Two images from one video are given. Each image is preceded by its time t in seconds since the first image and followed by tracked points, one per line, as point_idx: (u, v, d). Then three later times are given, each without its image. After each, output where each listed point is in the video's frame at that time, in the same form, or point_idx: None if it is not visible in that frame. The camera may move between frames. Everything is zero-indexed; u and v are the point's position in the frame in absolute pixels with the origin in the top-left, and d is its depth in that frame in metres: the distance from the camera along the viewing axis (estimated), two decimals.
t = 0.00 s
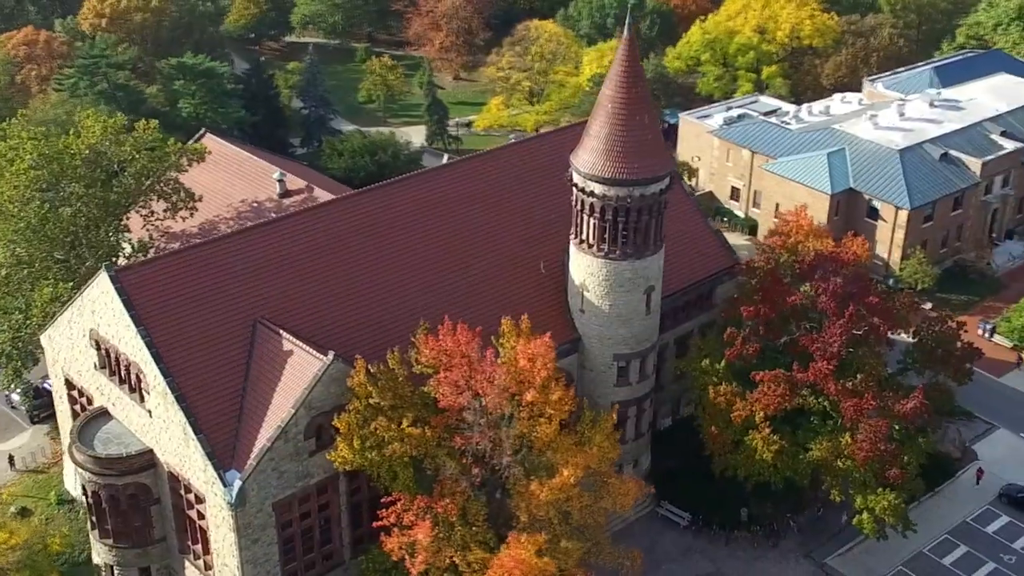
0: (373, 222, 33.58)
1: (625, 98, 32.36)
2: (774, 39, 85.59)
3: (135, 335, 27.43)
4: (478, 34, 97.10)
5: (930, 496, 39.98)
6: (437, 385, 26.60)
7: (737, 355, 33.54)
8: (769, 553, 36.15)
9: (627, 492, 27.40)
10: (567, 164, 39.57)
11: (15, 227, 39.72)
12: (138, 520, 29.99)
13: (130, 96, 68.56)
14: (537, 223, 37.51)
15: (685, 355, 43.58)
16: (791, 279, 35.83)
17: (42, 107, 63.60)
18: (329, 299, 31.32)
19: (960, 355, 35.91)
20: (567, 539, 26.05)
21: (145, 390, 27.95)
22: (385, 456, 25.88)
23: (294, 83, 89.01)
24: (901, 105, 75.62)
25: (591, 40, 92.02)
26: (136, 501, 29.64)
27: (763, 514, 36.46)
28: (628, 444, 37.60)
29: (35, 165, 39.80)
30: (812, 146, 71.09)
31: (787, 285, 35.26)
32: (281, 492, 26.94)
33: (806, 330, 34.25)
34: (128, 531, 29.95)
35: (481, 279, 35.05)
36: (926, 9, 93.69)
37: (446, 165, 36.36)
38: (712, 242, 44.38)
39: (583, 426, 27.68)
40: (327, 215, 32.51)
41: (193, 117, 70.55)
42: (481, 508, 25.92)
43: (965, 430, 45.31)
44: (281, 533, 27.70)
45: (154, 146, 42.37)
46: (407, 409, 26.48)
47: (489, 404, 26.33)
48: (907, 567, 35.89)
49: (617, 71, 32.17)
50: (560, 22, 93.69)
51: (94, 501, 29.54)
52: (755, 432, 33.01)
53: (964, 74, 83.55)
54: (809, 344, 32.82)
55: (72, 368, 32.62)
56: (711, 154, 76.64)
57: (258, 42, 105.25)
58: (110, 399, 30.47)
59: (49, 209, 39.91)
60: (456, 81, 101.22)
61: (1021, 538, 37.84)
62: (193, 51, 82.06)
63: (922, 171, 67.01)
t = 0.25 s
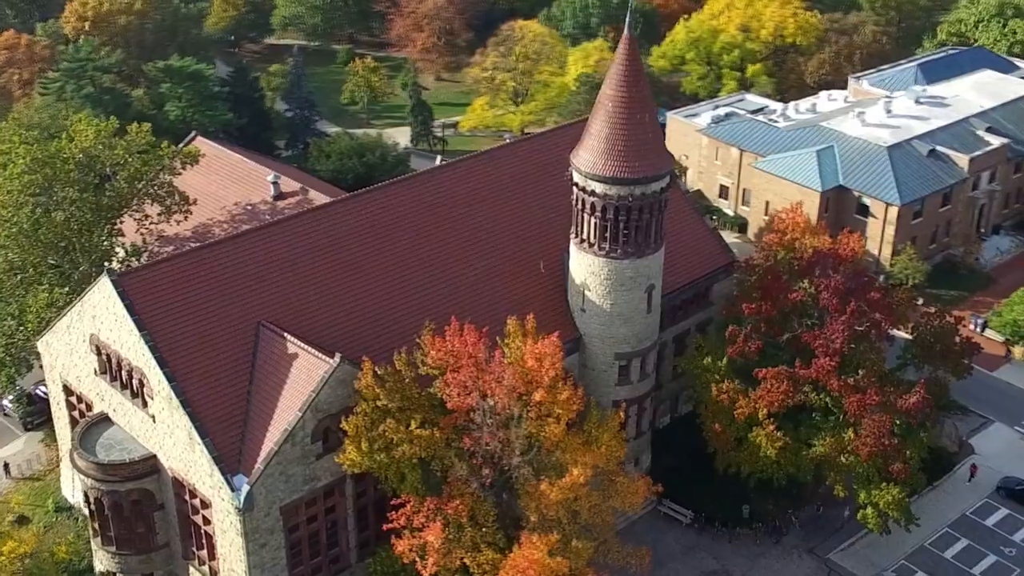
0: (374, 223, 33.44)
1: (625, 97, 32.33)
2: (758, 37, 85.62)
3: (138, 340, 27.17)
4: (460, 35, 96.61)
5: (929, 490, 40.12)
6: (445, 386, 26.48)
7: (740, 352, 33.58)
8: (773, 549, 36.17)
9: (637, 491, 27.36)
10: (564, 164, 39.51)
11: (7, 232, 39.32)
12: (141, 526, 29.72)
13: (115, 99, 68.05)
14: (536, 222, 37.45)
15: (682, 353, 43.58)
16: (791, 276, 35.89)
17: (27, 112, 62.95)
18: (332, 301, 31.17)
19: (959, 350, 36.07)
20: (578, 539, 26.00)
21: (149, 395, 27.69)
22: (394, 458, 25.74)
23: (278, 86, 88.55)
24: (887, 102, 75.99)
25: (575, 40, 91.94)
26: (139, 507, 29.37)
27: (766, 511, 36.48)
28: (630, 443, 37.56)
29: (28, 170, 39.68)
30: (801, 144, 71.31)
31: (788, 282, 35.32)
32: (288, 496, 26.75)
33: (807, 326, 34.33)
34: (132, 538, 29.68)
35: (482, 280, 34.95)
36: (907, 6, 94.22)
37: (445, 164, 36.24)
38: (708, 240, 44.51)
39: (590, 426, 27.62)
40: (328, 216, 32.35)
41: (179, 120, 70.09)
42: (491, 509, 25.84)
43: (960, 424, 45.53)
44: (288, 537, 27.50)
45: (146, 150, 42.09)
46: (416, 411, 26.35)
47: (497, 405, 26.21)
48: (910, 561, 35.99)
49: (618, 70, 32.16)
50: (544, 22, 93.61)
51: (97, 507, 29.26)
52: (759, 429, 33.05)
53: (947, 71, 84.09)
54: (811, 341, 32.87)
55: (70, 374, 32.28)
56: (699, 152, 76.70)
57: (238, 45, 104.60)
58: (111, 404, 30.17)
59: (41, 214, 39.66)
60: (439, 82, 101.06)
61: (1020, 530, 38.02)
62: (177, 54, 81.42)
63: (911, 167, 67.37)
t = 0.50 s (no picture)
0: (373, 223, 33.21)
1: (624, 93, 32.33)
2: (742, 35, 85.87)
3: (139, 343, 26.85)
4: (441, 35, 96.12)
5: (926, 483, 40.30)
6: (451, 386, 26.36)
7: (741, 348, 33.64)
8: (775, 545, 36.23)
9: (645, 488, 27.28)
10: (560, 162, 39.43)
11: None
12: (143, 531, 29.44)
13: (100, 102, 67.37)
14: (533, 221, 37.34)
15: (678, 349, 43.58)
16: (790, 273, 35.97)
17: (9, 115, 62.20)
18: (332, 302, 30.92)
19: (956, 343, 36.23)
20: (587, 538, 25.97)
21: (151, 399, 27.41)
22: (402, 459, 25.64)
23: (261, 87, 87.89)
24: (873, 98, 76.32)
25: (558, 39, 91.86)
26: (142, 512, 29.10)
27: (766, 506, 36.55)
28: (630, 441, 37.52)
29: (19, 173, 39.00)
30: (789, 140, 71.49)
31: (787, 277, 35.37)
32: (294, 498, 26.57)
33: (807, 321, 34.39)
34: (134, 543, 29.39)
35: (481, 280, 34.80)
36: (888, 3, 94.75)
37: (442, 163, 36.05)
38: (703, 237, 44.55)
39: (596, 423, 27.56)
40: (327, 217, 32.10)
41: (165, 122, 69.51)
42: (499, 508, 25.78)
43: (955, 417, 45.76)
44: (294, 539, 27.32)
45: (138, 151, 41.52)
46: (422, 411, 26.25)
47: (504, 404, 26.08)
48: (910, 554, 36.13)
49: (616, 67, 32.16)
50: (526, 21, 93.51)
51: (99, 513, 28.97)
52: (761, 424, 33.11)
53: (930, 67, 84.53)
54: (812, 336, 32.95)
55: (67, 379, 31.91)
56: (687, 149, 76.74)
57: (217, 46, 103.85)
58: (111, 409, 29.85)
59: (33, 217, 39.20)
60: (422, 82, 100.76)
61: (1018, 522, 38.24)
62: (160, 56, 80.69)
63: (898, 163, 67.75)
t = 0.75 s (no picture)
0: (371, 224, 33.05)
1: (623, 91, 32.32)
2: (725, 32, 86.34)
3: (141, 346, 26.57)
4: (422, 34, 95.77)
5: (924, 476, 40.48)
6: (458, 385, 26.24)
7: (741, 345, 33.71)
8: (776, 540, 36.26)
9: (653, 485, 27.24)
10: (555, 161, 39.42)
11: None
12: (145, 536, 29.10)
13: (85, 105, 66.68)
14: (530, 220, 37.28)
15: (674, 347, 43.56)
16: (789, 266, 36.02)
17: None
18: (334, 303, 30.73)
19: (953, 336, 36.41)
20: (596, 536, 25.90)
21: (154, 402, 27.14)
22: (409, 460, 25.53)
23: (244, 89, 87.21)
24: (859, 95, 76.65)
25: (540, 38, 91.70)
26: (144, 517, 28.78)
27: (767, 502, 36.57)
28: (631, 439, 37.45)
29: (11, 176, 38.76)
30: (777, 137, 71.69)
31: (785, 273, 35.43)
32: (301, 501, 26.37)
33: (807, 316, 34.47)
34: (136, 549, 29.05)
35: (480, 279, 34.68)
36: None
37: (438, 163, 35.92)
38: (698, 234, 44.59)
39: (602, 421, 27.50)
40: (326, 217, 31.92)
41: (150, 125, 68.87)
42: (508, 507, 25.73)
43: (949, 410, 46.01)
44: (301, 542, 27.11)
45: (130, 154, 41.15)
46: (429, 411, 26.14)
47: (511, 403, 25.94)
48: (911, 547, 36.27)
49: (615, 65, 32.14)
50: (508, 21, 93.31)
51: (100, 519, 28.63)
52: (763, 420, 33.16)
53: (913, 62, 85.00)
54: (812, 331, 33.04)
55: (65, 384, 31.56)
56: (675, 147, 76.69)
57: (195, 49, 102.86)
58: (111, 413, 29.53)
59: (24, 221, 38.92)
60: (403, 83, 100.28)
61: (1015, 513, 38.48)
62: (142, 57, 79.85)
63: (886, 158, 68.14)
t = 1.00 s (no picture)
0: (367, 225, 32.93)
1: (620, 88, 32.26)
2: (706, 30, 86.20)
3: (142, 350, 26.31)
4: (402, 35, 95.51)
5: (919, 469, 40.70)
6: (463, 385, 26.12)
7: (740, 340, 33.80)
8: (776, 534, 36.34)
9: (658, 481, 27.20)
10: (547, 160, 39.45)
11: None
12: (145, 541, 28.80)
13: (69, 108, 65.97)
14: (524, 220, 37.28)
15: (668, 344, 43.59)
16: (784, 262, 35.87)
17: None
18: (332, 305, 30.59)
19: (948, 329, 36.62)
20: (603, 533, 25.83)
21: (155, 406, 26.88)
22: (416, 460, 25.42)
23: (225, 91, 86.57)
24: (843, 91, 77.02)
25: (521, 38, 91.60)
26: (145, 522, 28.47)
27: (765, 496, 36.63)
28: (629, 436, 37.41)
29: None
30: (763, 134, 71.92)
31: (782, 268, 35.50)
32: (305, 503, 26.17)
33: (805, 311, 34.58)
34: (136, 554, 28.73)
35: (477, 279, 34.64)
36: None
37: (432, 164, 35.87)
38: (691, 231, 44.68)
39: (606, 419, 27.42)
40: (322, 219, 31.78)
41: (135, 127, 68.25)
42: (514, 506, 25.66)
43: (941, 403, 46.30)
44: (305, 545, 26.91)
45: (120, 157, 40.73)
46: (434, 411, 26.02)
47: (517, 402, 25.86)
48: (909, 539, 36.45)
49: (612, 62, 32.08)
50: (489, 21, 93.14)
51: (100, 525, 28.33)
52: (763, 415, 33.23)
53: (894, 59, 85.50)
54: (811, 326, 33.13)
55: (60, 389, 31.20)
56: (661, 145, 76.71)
57: (173, 51, 101.95)
58: (109, 418, 29.23)
59: (13, 225, 38.48)
60: (384, 84, 99.91)
61: (1011, 504, 38.77)
62: (124, 60, 79.08)
63: (872, 154, 68.58)
